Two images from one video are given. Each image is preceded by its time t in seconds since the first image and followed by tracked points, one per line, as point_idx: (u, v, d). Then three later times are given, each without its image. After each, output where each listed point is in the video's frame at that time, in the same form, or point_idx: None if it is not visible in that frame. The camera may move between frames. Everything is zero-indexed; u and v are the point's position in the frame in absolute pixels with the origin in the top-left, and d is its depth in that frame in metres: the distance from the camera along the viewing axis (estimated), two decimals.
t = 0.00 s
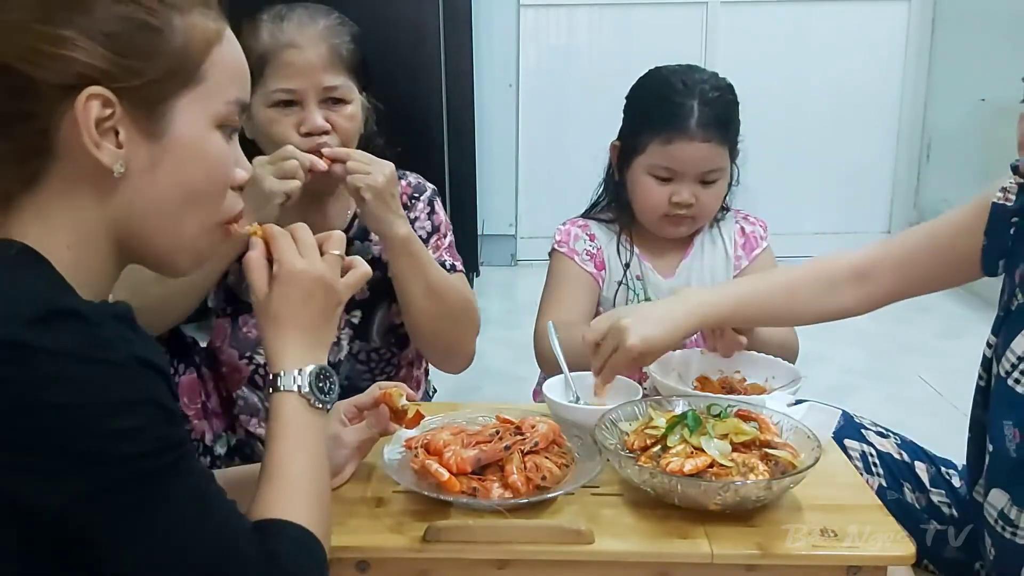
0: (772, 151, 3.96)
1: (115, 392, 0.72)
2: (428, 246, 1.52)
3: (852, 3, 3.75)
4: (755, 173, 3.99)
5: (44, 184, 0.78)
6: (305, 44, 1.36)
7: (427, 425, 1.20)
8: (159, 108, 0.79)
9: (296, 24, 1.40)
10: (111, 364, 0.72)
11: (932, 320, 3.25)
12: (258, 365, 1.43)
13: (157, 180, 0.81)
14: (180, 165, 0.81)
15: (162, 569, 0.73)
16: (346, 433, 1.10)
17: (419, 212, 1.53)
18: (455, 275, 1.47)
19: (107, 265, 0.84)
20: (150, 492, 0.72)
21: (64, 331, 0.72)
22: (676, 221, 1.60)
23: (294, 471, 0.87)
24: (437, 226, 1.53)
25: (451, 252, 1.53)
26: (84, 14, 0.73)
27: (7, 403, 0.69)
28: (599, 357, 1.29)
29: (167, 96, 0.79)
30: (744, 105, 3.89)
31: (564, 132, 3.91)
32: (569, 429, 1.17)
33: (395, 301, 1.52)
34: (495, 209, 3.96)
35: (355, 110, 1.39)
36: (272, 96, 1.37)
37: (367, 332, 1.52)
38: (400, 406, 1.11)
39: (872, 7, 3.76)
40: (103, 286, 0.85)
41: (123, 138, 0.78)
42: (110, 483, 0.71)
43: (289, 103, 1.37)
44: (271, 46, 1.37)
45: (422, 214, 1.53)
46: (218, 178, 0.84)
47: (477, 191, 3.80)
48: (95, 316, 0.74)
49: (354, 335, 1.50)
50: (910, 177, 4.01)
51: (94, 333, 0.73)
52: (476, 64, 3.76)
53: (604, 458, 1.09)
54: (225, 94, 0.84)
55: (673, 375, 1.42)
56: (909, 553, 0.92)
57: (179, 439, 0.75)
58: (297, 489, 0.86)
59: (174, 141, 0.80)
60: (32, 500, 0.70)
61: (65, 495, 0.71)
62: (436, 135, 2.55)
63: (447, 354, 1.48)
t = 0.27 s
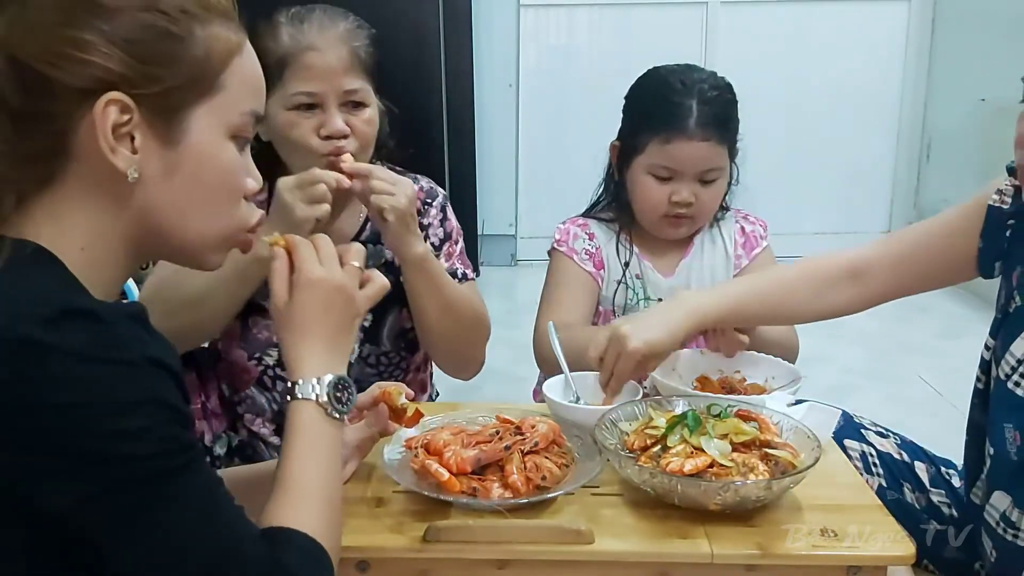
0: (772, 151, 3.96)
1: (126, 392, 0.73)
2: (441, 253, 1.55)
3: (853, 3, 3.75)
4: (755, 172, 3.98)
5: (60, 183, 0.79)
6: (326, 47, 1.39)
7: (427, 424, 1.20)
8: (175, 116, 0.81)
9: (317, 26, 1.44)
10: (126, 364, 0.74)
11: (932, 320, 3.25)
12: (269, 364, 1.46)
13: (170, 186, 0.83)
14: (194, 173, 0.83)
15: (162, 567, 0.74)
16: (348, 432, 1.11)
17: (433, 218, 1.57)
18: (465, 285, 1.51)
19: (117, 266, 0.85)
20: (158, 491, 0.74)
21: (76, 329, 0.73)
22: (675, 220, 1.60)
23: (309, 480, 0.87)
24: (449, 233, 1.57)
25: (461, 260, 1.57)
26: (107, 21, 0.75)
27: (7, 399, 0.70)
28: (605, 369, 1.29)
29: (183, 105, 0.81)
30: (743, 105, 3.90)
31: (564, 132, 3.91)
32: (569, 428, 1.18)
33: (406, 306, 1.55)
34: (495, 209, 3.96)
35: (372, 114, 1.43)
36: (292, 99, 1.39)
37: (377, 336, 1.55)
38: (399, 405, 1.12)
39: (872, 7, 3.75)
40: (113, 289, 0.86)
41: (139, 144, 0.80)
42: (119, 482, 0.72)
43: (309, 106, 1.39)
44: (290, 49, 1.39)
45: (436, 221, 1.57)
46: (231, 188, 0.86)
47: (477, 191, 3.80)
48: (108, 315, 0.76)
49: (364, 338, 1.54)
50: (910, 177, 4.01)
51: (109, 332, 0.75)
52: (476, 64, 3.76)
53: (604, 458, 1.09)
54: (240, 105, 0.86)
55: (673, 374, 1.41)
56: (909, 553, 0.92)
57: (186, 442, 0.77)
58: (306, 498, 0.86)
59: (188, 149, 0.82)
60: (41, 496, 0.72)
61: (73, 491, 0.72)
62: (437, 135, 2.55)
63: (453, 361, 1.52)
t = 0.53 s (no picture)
0: (771, 150, 3.96)
1: (131, 391, 0.74)
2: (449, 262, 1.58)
3: (853, 3, 3.75)
4: (754, 172, 3.98)
5: (76, 188, 0.80)
6: (334, 43, 1.39)
7: (426, 421, 1.21)
8: (193, 125, 0.82)
9: (326, 23, 1.44)
10: (133, 363, 0.75)
11: (932, 320, 3.25)
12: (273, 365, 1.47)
13: (183, 193, 0.83)
14: (209, 181, 0.84)
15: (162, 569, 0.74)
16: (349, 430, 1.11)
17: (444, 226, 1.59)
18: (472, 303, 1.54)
19: (126, 270, 0.85)
20: (165, 492, 0.74)
21: (86, 330, 0.74)
22: (675, 221, 1.60)
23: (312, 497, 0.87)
24: (457, 242, 1.60)
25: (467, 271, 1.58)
26: (127, 30, 0.77)
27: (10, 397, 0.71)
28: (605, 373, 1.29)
29: (201, 114, 0.82)
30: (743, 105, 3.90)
31: (564, 132, 3.91)
32: (569, 429, 1.18)
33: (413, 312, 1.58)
34: (495, 208, 3.96)
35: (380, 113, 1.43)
36: (302, 96, 1.39)
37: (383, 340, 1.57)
38: (397, 403, 1.16)
39: (872, 7, 3.75)
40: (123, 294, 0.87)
41: (156, 152, 0.80)
42: (126, 484, 0.73)
43: (319, 105, 1.40)
44: (299, 46, 1.39)
45: (445, 230, 1.60)
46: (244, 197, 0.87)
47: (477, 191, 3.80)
48: (118, 315, 0.77)
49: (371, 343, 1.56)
50: (910, 177, 4.01)
51: (119, 332, 0.76)
52: (476, 64, 3.76)
53: (604, 458, 1.09)
54: (256, 116, 0.87)
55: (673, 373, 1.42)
56: (909, 553, 0.92)
57: (188, 443, 0.77)
58: (305, 513, 0.86)
59: (204, 157, 0.83)
60: (46, 497, 0.72)
61: (79, 491, 0.72)
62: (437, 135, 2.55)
63: (453, 372, 1.58)
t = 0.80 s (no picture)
0: (771, 150, 3.96)
1: (140, 391, 0.74)
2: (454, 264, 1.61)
3: (853, 3, 3.75)
4: (754, 172, 3.98)
5: (102, 194, 0.81)
6: (337, 43, 1.40)
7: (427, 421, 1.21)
8: (219, 140, 0.84)
9: (328, 23, 1.44)
10: (145, 364, 0.75)
11: (932, 320, 3.25)
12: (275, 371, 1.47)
13: (205, 209, 0.85)
14: (231, 195, 0.86)
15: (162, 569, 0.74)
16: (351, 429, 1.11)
17: (448, 229, 1.60)
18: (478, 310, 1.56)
19: (140, 274, 0.87)
20: (172, 495, 0.74)
21: (100, 331, 0.74)
22: (675, 220, 1.60)
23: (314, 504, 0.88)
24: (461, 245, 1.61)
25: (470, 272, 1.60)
26: (161, 40, 0.78)
27: (20, 395, 0.71)
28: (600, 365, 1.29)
29: (228, 130, 0.84)
30: (743, 105, 3.90)
31: (564, 132, 3.91)
32: (569, 428, 1.17)
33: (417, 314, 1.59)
34: (495, 209, 3.96)
35: (383, 110, 1.43)
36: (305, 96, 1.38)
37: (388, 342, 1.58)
38: (397, 403, 1.17)
39: (873, 7, 3.75)
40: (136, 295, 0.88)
41: (181, 163, 0.82)
42: (137, 485, 0.73)
43: (322, 104, 1.39)
44: (302, 45, 1.39)
45: (449, 232, 1.60)
46: (265, 212, 0.88)
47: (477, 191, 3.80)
48: (133, 316, 0.77)
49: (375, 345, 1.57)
50: (910, 177, 4.01)
51: (134, 335, 0.76)
52: (477, 64, 3.76)
53: (604, 458, 1.09)
54: (282, 134, 0.89)
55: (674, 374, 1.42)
56: (909, 553, 0.92)
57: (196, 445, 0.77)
58: (308, 518, 0.87)
59: (227, 172, 0.85)
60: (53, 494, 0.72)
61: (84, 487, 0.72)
62: (438, 135, 2.56)
63: (456, 374, 1.59)
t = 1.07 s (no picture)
0: (771, 150, 3.96)
1: (149, 391, 0.74)
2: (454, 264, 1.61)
3: (853, 3, 3.75)
4: (754, 172, 3.98)
5: (109, 192, 0.81)
6: (331, 44, 1.40)
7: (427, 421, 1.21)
8: (229, 147, 0.84)
9: (321, 24, 1.44)
10: (152, 366, 0.75)
11: (932, 320, 3.25)
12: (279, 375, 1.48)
13: (210, 213, 0.85)
14: (236, 202, 0.85)
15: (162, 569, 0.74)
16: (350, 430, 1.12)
17: (447, 230, 1.60)
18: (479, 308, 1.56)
19: (140, 277, 0.86)
20: (172, 496, 0.74)
21: (105, 331, 0.74)
22: (674, 219, 1.60)
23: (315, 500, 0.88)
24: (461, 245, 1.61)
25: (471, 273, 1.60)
26: (181, 41, 0.79)
27: (25, 390, 0.71)
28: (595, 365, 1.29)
29: (239, 138, 0.84)
30: (743, 105, 3.90)
31: (564, 132, 3.91)
32: (569, 428, 1.18)
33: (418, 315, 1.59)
34: (495, 209, 3.96)
35: (378, 112, 1.43)
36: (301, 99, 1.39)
37: (388, 344, 1.58)
38: (397, 403, 1.15)
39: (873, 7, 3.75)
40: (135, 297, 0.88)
41: (190, 167, 0.82)
42: (139, 485, 0.73)
43: (317, 106, 1.39)
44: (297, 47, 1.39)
45: (449, 232, 1.61)
46: (268, 221, 0.88)
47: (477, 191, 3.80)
48: (135, 316, 0.77)
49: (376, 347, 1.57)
50: (910, 177, 4.01)
51: (138, 335, 0.76)
52: (477, 64, 3.76)
53: (604, 458, 1.09)
54: (292, 147, 0.89)
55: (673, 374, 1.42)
56: (909, 553, 0.92)
57: (196, 445, 0.77)
58: (311, 514, 0.87)
59: (234, 179, 0.85)
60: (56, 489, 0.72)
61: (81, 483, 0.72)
62: (438, 135, 2.56)
63: (458, 373, 1.59)
